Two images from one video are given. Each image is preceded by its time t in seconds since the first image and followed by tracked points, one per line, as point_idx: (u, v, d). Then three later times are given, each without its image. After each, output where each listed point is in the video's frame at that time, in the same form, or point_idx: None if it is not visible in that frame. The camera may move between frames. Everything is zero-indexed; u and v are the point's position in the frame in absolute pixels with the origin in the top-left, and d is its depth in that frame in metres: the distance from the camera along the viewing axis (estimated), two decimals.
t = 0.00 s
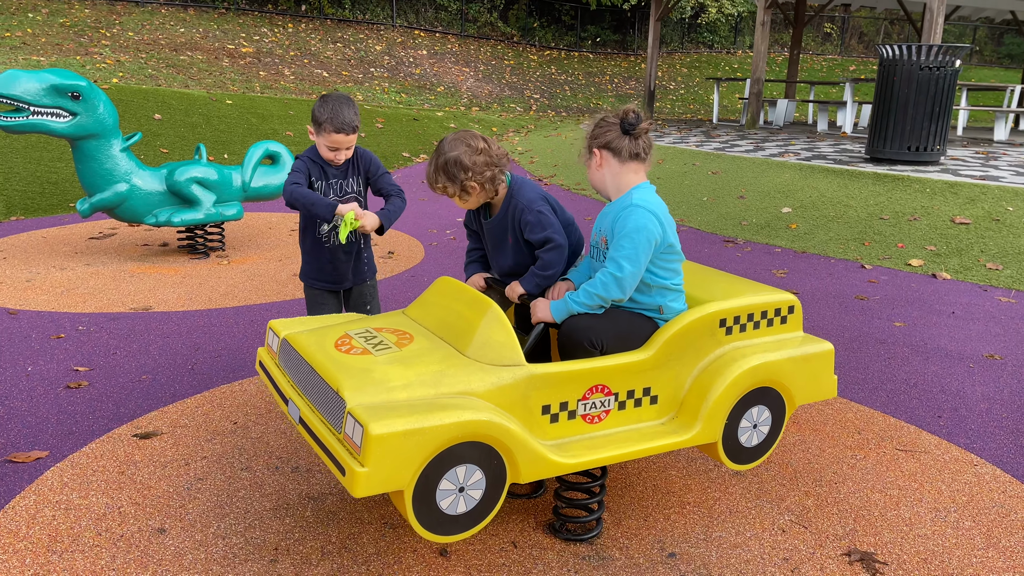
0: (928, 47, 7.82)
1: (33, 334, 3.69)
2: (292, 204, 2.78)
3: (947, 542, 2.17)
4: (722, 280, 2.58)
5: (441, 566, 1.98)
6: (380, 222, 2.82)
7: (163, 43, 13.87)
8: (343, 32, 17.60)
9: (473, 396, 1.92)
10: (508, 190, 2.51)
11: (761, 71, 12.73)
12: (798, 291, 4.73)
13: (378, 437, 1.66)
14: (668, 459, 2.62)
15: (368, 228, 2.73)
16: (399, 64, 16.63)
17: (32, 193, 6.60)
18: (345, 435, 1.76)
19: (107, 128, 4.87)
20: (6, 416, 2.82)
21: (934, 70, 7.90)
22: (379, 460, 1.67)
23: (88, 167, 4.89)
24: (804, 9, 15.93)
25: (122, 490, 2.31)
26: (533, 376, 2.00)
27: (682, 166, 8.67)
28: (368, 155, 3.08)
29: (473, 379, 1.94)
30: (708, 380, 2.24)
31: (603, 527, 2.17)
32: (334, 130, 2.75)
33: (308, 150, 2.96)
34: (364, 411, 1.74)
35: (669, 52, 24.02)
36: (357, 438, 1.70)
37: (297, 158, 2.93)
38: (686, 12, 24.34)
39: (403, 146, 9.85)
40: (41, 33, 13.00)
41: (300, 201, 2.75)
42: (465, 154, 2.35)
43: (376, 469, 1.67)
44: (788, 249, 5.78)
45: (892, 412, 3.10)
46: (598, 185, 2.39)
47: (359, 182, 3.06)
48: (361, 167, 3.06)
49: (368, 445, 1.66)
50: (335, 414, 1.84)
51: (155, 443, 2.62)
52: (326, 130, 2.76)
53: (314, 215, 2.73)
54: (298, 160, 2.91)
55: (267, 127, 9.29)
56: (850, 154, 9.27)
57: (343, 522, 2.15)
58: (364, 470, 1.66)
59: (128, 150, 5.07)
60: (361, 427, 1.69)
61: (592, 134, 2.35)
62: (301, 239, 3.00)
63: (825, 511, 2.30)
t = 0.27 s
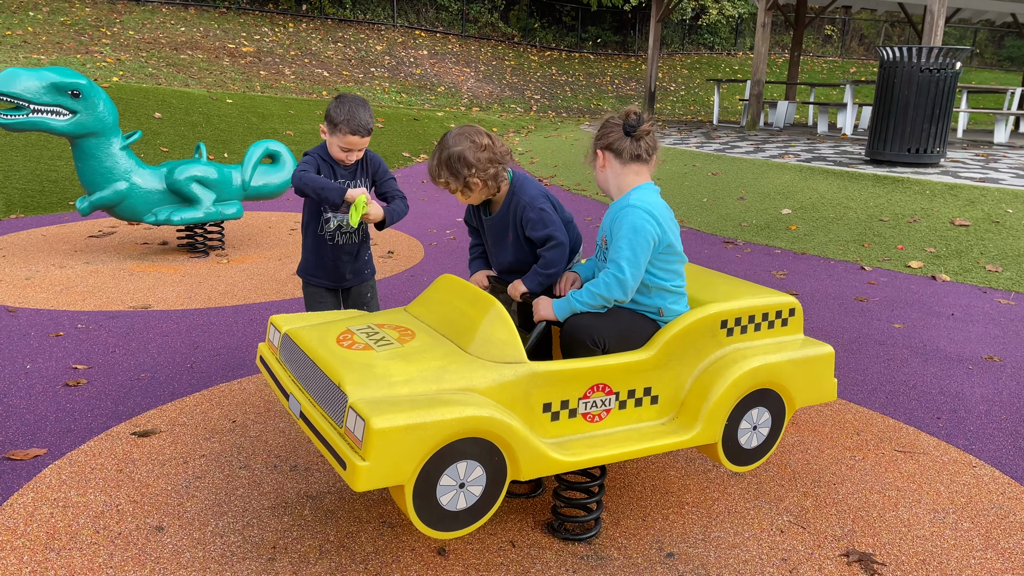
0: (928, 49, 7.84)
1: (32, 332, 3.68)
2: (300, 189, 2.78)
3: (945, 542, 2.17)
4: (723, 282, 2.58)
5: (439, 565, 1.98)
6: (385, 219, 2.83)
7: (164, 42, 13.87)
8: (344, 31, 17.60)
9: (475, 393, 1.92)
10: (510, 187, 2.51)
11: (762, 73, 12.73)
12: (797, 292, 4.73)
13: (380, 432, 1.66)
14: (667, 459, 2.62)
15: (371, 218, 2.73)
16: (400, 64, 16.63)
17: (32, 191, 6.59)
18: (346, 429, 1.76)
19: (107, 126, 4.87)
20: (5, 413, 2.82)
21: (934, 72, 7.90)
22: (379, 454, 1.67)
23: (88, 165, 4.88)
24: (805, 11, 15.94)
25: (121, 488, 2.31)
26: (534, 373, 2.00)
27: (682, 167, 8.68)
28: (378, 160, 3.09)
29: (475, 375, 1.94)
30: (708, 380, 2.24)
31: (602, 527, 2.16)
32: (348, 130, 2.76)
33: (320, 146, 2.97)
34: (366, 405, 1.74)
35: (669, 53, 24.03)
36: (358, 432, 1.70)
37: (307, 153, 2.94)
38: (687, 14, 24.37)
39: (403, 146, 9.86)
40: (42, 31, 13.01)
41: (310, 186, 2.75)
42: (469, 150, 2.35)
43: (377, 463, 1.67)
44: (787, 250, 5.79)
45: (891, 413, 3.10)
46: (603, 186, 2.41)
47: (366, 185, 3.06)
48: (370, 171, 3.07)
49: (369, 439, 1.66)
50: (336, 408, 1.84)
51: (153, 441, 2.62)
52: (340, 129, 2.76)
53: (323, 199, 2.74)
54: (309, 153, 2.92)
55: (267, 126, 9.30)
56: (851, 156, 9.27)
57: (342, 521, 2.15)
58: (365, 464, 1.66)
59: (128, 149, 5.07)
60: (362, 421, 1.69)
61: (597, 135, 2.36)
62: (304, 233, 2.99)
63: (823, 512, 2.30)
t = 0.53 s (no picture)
0: (929, 51, 7.84)
1: (31, 330, 3.68)
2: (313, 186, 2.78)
3: (945, 545, 2.17)
4: (718, 280, 2.58)
5: (438, 566, 1.97)
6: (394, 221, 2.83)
7: (164, 41, 13.87)
8: (345, 31, 17.60)
9: (468, 399, 1.91)
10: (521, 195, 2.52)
11: (762, 74, 12.73)
12: (797, 294, 4.72)
13: (373, 442, 1.65)
14: (666, 460, 2.61)
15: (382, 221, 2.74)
16: (400, 64, 16.63)
17: (31, 190, 6.59)
18: (339, 439, 1.76)
19: (107, 125, 4.86)
20: (3, 413, 2.81)
21: (934, 74, 7.90)
22: (373, 464, 1.66)
23: (87, 164, 4.88)
24: (806, 12, 15.94)
25: (119, 488, 2.30)
26: (529, 378, 1.99)
27: (682, 168, 8.67)
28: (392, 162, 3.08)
29: (468, 381, 1.94)
30: (705, 380, 2.23)
31: (601, 529, 2.16)
32: (367, 135, 2.76)
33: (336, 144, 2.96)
34: (359, 414, 1.73)
35: (670, 54, 24.03)
36: (352, 443, 1.70)
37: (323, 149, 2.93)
38: (688, 15, 24.37)
39: (403, 146, 9.86)
40: (42, 30, 13.00)
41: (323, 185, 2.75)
42: (487, 151, 2.36)
43: (370, 473, 1.67)
44: (787, 251, 5.78)
45: (891, 415, 3.09)
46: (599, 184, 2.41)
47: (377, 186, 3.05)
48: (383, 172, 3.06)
49: (362, 449, 1.65)
50: (329, 417, 1.83)
51: (151, 441, 2.62)
52: (358, 133, 2.76)
53: (334, 198, 2.74)
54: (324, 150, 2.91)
55: (268, 125, 9.29)
56: (851, 158, 9.27)
57: (340, 521, 2.15)
58: (359, 474, 1.66)
59: (128, 148, 5.06)
60: (355, 431, 1.68)
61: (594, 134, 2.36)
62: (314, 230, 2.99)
63: (823, 513, 2.29)
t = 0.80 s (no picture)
0: (931, 51, 7.85)
1: (32, 329, 3.68)
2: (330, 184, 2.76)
3: (948, 546, 2.16)
4: (723, 282, 2.58)
5: (440, 566, 1.97)
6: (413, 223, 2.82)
7: (166, 40, 13.87)
8: (346, 31, 17.59)
9: (474, 395, 1.91)
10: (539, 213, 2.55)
11: (764, 74, 12.72)
12: (798, 295, 4.72)
13: (379, 435, 1.65)
14: (668, 461, 2.61)
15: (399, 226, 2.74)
16: (402, 64, 16.62)
17: (33, 188, 6.59)
18: (346, 433, 1.76)
19: (109, 124, 4.86)
20: (5, 411, 2.81)
21: (936, 74, 7.91)
22: (379, 457, 1.66)
23: (90, 163, 4.88)
24: (807, 13, 15.92)
25: (121, 487, 2.30)
26: (535, 375, 1.99)
27: (684, 168, 8.67)
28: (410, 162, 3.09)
29: (475, 378, 1.94)
30: (709, 381, 2.23)
31: (604, 529, 2.16)
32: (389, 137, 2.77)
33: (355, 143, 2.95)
34: (365, 408, 1.73)
35: (671, 54, 24.02)
36: (358, 436, 1.70)
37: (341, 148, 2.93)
38: (689, 15, 24.36)
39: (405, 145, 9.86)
40: (44, 28, 13.00)
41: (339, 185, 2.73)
42: (512, 167, 2.40)
43: (376, 466, 1.67)
44: (789, 252, 5.78)
45: (893, 416, 3.09)
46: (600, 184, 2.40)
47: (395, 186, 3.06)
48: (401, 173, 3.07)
49: (369, 442, 1.65)
50: (336, 412, 1.83)
51: (154, 440, 2.61)
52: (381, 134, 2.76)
53: (349, 199, 2.71)
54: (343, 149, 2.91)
55: (269, 125, 9.29)
56: (852, 158, 9.26)
57: (343, 521, 2.15)
58: (365, 468, 1.66)
59: (130, 147, 5.06)
60: (362, 425, 1.69)
61: (592, 133, 2.35)
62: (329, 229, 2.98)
63: (825, 515, 2.29)
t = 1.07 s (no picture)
0: (935, 51, 7.85)
1: (35, 326, 3.68)
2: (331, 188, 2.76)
3: (951, 546, 2.16)
4: (733, 286, 2.57)
5: (443, 564, 1.97)
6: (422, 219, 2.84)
7: (168, 39, 13.88)
8: (349, 29, 17.60)
9: (485, 389, 1.91)
10: (548, 213, 2.56)
11: (767, 74, 12.71)
12: (801, 294, 4.71)
13: (391, 426, 1.65)
14: (672, 460, 2.61)
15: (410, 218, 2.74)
16: (404, 62, 16.63)
17: (36, 186, 6.59)
18: (357, 423, 1.76)
19: (111, 122, 4.86)
20: (7, 408, 2.81)
21: (940, 74, 7.91)
22: (390, 448, 1.67)
23: (92, 161, 4.88)
24: (810, 12, 15.91)
25: (124, 484, 2.31)
26: (545, 371, 1.99)
27: (687, 167, 8.66)
28: (418, 161, 3.09)
29: (486, 372, 1.94)
30: (718, 384, 2.23)
31: (607, 529, 2.16)
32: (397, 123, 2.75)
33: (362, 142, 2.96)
34: (377, 399, 1.74)
35: (673, 54, 24.01)
36: (369, 426, 1.70)
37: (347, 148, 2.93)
38: (692, 14, 24.34)
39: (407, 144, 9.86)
40: (47, 27, 13.02)
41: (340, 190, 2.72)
42: (520, 169, 2.42)
43: (387, 457, 1.67)
44: (792, 251, 5.77)
45: (896, 416, 3.08)
46: (611, 190, 2.37)
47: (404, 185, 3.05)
48: (410, 172, 3.06)
49: (381, 432, 1.66)
50: (347, 402, 1.83)
51: (156, 437, 2.61)
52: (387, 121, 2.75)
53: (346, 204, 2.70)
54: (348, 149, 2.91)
55: (271, 123, 9.29)
56: (855, 158, 9.25)
57: (346, 519, 2.14)
58: (376, 458, 1.66)
59: (133, 145, 5.06)
60: (374, 416, 1.69)
61: (605, 143, 2.28)
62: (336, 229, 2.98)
63: (829, 514, 2.29)
